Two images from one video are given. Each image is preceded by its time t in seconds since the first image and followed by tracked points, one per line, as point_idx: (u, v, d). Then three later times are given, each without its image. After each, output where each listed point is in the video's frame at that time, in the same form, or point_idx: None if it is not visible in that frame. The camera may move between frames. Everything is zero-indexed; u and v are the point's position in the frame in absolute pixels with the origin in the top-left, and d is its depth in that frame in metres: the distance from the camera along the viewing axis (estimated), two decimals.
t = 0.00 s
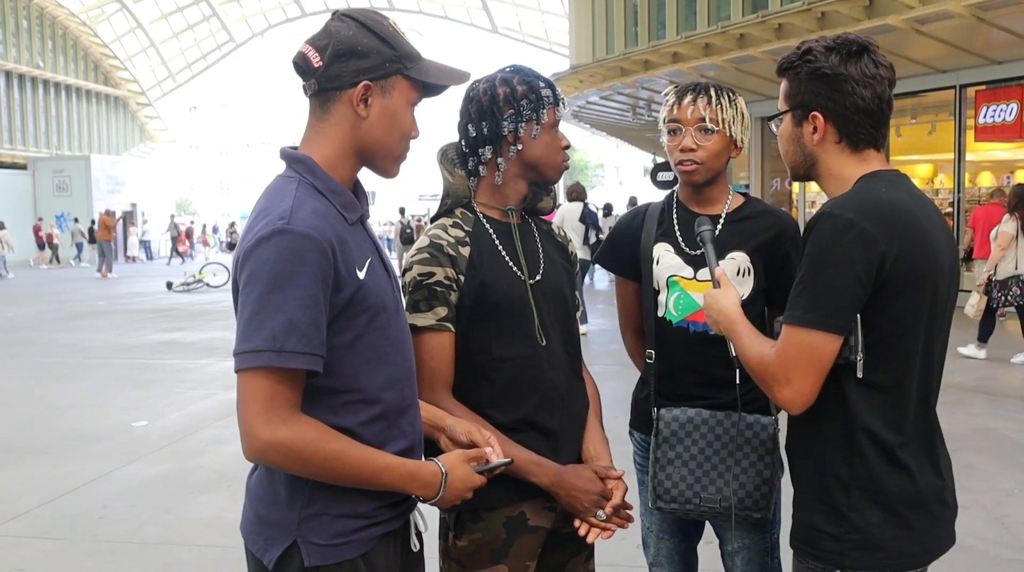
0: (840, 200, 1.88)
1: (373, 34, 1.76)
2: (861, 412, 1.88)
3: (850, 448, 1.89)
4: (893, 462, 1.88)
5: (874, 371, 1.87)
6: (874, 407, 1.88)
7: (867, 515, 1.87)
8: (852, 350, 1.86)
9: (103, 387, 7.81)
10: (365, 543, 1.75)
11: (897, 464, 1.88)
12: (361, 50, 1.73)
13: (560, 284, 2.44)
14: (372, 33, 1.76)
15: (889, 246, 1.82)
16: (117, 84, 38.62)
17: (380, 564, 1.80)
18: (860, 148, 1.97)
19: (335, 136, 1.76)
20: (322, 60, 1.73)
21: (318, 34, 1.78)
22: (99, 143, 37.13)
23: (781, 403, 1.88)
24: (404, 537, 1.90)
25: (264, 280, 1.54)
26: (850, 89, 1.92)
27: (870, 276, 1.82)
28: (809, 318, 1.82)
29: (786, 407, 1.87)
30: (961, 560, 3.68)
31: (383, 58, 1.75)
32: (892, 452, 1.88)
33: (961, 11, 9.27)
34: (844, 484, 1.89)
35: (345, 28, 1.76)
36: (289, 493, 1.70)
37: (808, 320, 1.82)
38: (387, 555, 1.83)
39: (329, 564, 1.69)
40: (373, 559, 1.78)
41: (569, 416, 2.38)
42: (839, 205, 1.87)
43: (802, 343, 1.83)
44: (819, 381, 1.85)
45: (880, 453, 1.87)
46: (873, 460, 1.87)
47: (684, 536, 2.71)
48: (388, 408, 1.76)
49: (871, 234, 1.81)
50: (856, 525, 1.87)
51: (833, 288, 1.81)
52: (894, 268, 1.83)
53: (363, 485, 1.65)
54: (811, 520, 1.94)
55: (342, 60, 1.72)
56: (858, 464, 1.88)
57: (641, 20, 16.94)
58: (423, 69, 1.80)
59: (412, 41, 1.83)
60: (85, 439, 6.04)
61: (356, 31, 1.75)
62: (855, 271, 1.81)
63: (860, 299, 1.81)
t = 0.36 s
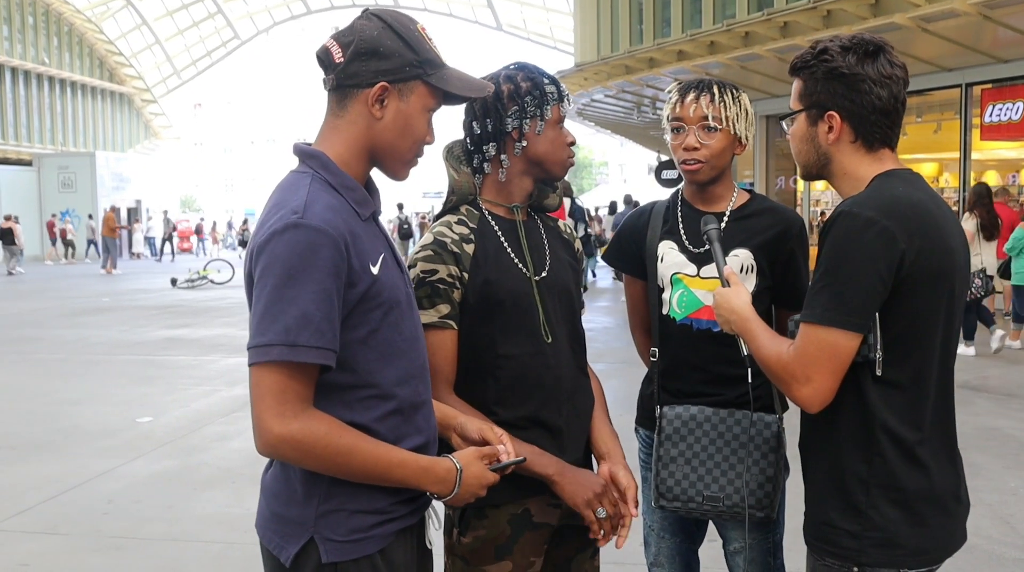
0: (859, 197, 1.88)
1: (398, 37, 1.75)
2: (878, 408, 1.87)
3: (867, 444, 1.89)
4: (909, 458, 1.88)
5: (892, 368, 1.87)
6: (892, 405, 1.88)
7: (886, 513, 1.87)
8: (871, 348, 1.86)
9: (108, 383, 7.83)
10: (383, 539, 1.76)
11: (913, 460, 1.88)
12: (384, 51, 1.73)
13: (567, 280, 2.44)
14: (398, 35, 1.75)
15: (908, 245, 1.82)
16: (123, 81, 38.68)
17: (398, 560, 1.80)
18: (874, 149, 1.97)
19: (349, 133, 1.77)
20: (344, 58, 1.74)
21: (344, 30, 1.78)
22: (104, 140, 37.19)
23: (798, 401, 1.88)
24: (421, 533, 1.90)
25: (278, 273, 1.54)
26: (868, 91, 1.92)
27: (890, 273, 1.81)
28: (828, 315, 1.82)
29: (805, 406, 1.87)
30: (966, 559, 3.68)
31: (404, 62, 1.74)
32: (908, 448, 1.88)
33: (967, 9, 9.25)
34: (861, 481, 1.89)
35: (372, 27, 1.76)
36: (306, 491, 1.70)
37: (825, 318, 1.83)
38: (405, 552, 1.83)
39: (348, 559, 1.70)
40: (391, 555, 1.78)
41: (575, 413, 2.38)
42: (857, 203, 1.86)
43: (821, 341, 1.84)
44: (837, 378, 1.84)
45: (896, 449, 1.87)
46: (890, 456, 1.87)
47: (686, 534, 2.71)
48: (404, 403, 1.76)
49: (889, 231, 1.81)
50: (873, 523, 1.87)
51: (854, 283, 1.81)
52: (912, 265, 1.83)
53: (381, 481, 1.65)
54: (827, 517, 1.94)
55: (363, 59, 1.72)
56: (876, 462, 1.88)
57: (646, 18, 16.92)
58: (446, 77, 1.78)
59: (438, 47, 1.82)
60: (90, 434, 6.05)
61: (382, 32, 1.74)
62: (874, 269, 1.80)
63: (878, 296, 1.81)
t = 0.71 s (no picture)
0: (867, 198, 1.88)
1: (415, 36, 1.75)
2: (887, 410, 1.87)
3: (877, 446, 1.89)
4: (918, 459, 1.88)
5: (903, 369, 1.87)
6: (900, 405, 1.88)
7: (894, 515, 1.87)
8: (880, 349, 1.86)
9: (111, 384, 7.84)
10: (412, 539, 1.76)
11: (922, 461, 1.88)
12: (402, 51, 1.73)
13: (572, 282, 2.44)
14: (415, 35, 1.75)
15: (916, 245, 1.82)
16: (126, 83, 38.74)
17: (425, 559, 1.81)
18: (879, 151, 1.97)
19: (370, 134, 1.77)
20: (363, 59, 1.73)
21: (359, 31, 1.78)
22: (107, 142, 37.26)
23: (808, 403, 1.87)
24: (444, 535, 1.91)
25: (307, 278, 1.53)
26: (874, 92, 1.92)
27: (900, 274, 1.81)
28: (839, 318, 1.82)
29: (814, 408, 1.87)
30: (971, 561, 3.66)
31: (423, 61, 1.75)
32: (917, 449, 1.87)
33: (971, 10, 9.23)
34: (872, 483, 1.89)
35: (388, 27, 1.75)
36: (334, 492, 1.69)
37: (835, 321, 1.82)
38: (433, 554, 1.84)
39: (378, 560, 1.70)
40: (419, 554, 1.79)
41: (579, 414, 2.38)
42: (864, 204, 1.86)
43: (830, 342, 1.83)
44: (848, 379, 1.84)
45: (907, 451, 1.87)
46: (900, 458, 1.87)
47: (693, 536, 2.70)
48: (430, 404, 1.76)
49: (897, 233, 1.81)
50: (883, 525, 1.87)
51: (863, 288, 1.80)
52: (921, 266, 1.83)
53: (408, 483, 1.65)
54: (836, 518, 1.94)
55: (382, 60, 1.72)
56: (885, 463, 1.87)
57: (649, 19, 16.92)
58: (463, 74, 1.79)
59: (453, 45, 1.83)
60: (93, 435, 6.06)
61: (399, 32, 1.74)
62: (887, 271, 1.80)
63: (889, 297, 1.81)
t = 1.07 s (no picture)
0: (867, 202, 1.87)
1: (433, 39, 1.75)
2: (887, 412, 1.87)
3: (878, 450, 1.88)
4: (917, 462, 1.87)
5: (905, 374, 1.86)
6: (900, 406, 1.87)
7: (896, 520, 1.86)
8: (881, 353, 1.85)
9: (112, 386, 7.83)
10: (437, 544, 1.76)
11: (924, 466, 1.87)
12: (421, 55, 1.73)
13: (575, 285, 2.44)
14: (433, 38, 1.75)
15: (918, 249, 1.82)
16: (128, 85, 38.77)
17: (448, 562, 1.81)
18: (881, 154, 1.96)
19: (390, 138, 1.77)
20: (381, 64, 1.73)
21: (375, 35, 1.77)
22: (108, 144, 37.27)
23: (809, 407, 1.87)
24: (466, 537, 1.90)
25: (331, 282, 1.53)
26: (878, 94, 1.92)
27: (900, 279, 1.81)
28: (839, 321, 1.81)
29: (816, 412, 1.86)
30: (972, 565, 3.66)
31: (442, 63, 1.75)
32: (919, 453, 1.87)
33: (972, 13, 9.23)
34: (873, 488, 1.88)
35: (405, 31, 1.75)
36: (357, 498, 1.69)
37: (835, 325, 1.82)
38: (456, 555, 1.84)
39: (403, 566, 1.69)
40: (444, 558, 1.79)
41: (581, 418, 2.37)
42: (865, 209, 1.86)
43: (830, 346, 1.83)
44: (849, 385, 1.84)
45: (909, 455, 1.87)
46: (902, 463, 1.86)
47: (694, 538, 2.70)
48: (451, 409, 1.75)
49: (901, 237, 1.81)
50: (885, 530, 1.86)
51: (868, 294, 1.80)
52: (922, 271, 1.83)
53: (428, 487, 1.65)
54: (837, 522, 1.93)
55: (401, 64, 1.72)
56: (885, 467, 1.87)
57: (650, 22, 16.91)
58: (481, 75, 1.80)
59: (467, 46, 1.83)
60: (94, 437, 6.05)
61: (416, 35, 1.74)
62: (890, 275, 1.80)
63: (891, 301, 1.81)
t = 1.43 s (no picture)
0: (873, 208, 1.87)
1: (443, 43, 1.74)
2: (889, 419, 1.86)
3: (879, 456, 1.87)
4: (918, 468, 1.86)
5: (908, 381, 1.86)
6: (901, 413, 1.86)
7: (897, 526, 1.86)
8: (884, 359, 1.85)
9: (111, 387, 7.83)
10: (439, 545, 1.74)
11: (926, 473, 1.86)
12: (432, 58, 1.72)
13: (579, 289, 2.43)
14: (442, 40, 1.74)
15: (922, 256, 1.81)
16: (128, 87, 38.76)
17: (451, 563, 1.80)
18: (885, 160, 1.96)
19: (399, 141, 1.76)
20: (391, 66, 1.72)
21: (385, 38, 1.76)
22: (109, 145, 37.28)
23: (814, 413, 1.86)
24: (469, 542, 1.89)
25: (339, 283, 1.53)
26: (882, 99, 1.91)
27: (905, 285, 1.80)
28: (845, 326, 1.80)
29: (820, 418, 1.85)
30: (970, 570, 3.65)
31: (452, 68, 1.73)
32: (922, 460, 1.86)
33: (973, 20, 9.23)
34: (875, 493, 1.87)
35: (415, 33, 1.74)
36: (360, 498, 1.68)
37: (840, 330, 1.81)
38: (459, 557, 1.83)
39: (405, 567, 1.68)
40: (446, 560, 1.78)
41: (584, 422, 2.36)
42: (872, 213, 1.85)
43: (835, 352, 1.82)
44: (854, 390, 1.83)
45: (909, 461, 1.86)
46: (903, 468, 1.85)
47: (690, 542, 2.69)
48: (456, 410, 1.74)
49: (904, 242, 1.80)
50: (885, 537, 1.86)
51: (870, 298, 1.79)
52: (927, 276, 1.82)
53: (434, 487, 1.64)
54: (838, 529, 1.92)
55: (411, 67, 1.71)
56: (888, 474, 1.86)
57: (651, 26, 16.93)
58: (491, 79, 1.78)
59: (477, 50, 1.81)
60: (93, 438, 6.04)
61: (426, 39, 1.73)
62: (895, 281, 1.79)
63: (895, 306, 1.80)
